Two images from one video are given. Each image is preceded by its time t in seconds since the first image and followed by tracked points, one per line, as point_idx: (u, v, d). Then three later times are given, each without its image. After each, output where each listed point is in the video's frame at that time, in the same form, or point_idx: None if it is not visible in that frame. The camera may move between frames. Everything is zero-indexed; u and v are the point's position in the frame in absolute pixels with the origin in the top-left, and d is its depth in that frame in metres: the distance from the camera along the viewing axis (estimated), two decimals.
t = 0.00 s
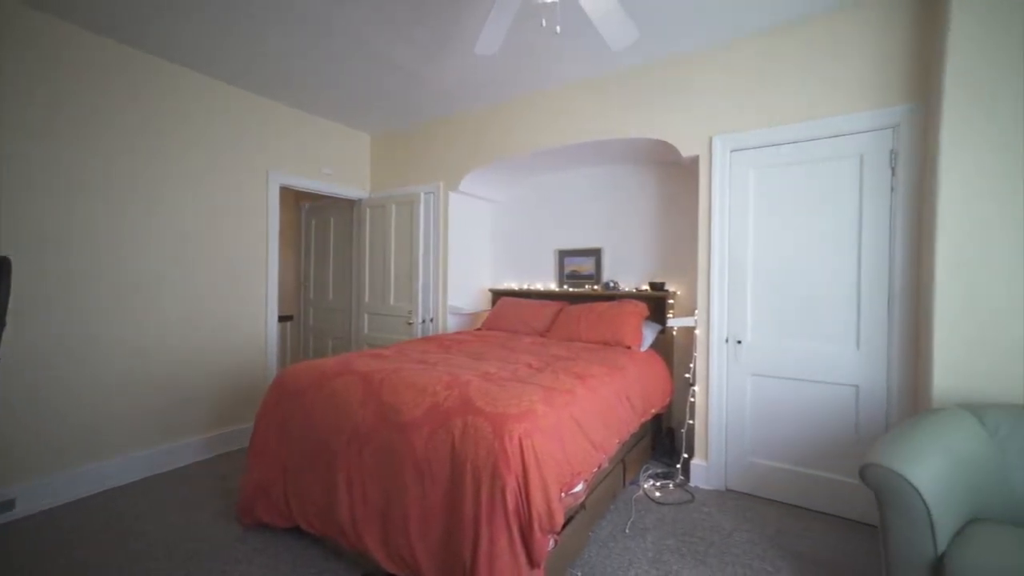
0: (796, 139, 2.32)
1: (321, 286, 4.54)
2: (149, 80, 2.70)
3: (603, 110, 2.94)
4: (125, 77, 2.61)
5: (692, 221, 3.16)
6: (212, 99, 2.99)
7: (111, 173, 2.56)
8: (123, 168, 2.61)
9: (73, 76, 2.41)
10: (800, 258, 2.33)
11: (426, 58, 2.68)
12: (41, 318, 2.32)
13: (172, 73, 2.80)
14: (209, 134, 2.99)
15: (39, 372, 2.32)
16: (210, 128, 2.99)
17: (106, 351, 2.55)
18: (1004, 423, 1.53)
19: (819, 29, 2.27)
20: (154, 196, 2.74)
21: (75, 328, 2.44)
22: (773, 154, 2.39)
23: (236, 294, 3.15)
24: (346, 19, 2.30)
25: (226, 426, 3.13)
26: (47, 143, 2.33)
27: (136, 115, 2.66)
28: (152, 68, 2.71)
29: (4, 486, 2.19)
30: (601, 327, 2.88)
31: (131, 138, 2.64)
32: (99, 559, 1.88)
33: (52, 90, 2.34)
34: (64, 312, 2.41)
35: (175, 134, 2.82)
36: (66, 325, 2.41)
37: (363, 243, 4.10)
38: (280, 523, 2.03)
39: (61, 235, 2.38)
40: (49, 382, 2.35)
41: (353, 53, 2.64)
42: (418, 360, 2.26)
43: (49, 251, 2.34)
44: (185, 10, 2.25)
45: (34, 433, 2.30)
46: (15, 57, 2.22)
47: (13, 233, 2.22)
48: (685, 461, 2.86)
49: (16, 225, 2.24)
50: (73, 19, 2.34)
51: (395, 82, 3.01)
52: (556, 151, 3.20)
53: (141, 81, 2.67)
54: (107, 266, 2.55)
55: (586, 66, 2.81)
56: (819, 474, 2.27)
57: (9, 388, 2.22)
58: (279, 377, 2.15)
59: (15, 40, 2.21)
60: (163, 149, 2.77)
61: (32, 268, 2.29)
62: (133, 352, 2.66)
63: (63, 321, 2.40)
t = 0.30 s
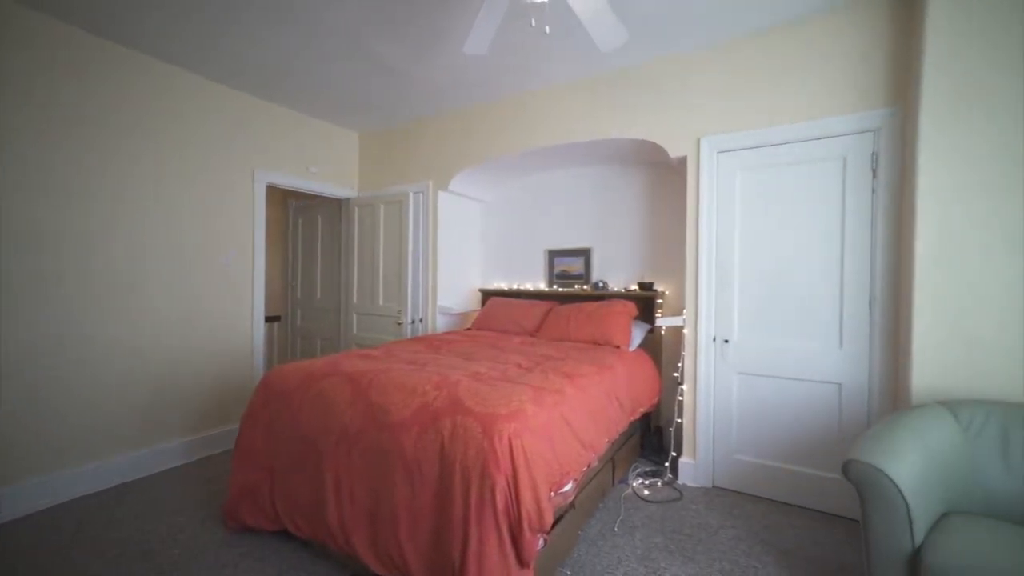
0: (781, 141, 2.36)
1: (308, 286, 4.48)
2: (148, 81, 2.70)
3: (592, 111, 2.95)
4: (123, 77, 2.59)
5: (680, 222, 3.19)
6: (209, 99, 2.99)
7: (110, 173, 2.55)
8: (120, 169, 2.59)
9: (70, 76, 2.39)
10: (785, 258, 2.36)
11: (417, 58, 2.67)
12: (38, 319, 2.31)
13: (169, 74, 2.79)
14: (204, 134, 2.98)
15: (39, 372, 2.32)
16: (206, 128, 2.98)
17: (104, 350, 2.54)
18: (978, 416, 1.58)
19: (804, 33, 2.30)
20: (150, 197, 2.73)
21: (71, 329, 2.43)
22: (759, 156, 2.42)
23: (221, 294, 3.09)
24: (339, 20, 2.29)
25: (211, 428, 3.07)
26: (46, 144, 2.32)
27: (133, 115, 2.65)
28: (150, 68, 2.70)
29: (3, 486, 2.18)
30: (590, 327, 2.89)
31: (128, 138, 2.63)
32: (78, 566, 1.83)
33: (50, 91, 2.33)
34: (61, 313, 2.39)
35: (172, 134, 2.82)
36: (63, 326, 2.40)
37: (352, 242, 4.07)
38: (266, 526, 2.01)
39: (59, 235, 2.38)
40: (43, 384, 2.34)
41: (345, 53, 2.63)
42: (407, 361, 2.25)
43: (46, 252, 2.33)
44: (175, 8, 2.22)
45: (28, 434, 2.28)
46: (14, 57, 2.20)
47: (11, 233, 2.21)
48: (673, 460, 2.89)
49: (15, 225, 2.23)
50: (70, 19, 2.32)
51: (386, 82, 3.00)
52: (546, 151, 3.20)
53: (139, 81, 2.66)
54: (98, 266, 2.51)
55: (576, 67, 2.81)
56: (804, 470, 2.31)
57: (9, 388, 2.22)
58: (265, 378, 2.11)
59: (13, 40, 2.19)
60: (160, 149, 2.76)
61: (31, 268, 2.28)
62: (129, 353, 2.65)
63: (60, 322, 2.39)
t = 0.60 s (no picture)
0: (766, 143, 2.39)
1: (294, 285, 4.42)
2: (142, 81, 2.69)
3: (581, 112, 2.96)
4: (125, 80, 2.62)
5: (668, 222, 3.22)
6: (204, 99, 2.99)
7: (107, 174, 2.56)
8: (114, 169, 2.59)
9: (66, 77, 2.39)
10: (770, 259, 2.40)
11: (405, 56, 2.65)
12: (34, 319, 2.31)
13: (163, 74, 2.79)
14: (206, 136, 3.02)
15: (45, 371, 2.36)
16: (201, 128, 2.98)
17: (105, 351, 2.57)
18: (951, 411, 1.63)
19: (788, 37, 2.34)
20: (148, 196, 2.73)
21: (68, 328, 2.43)
22: (744, 158, 2.46)
23: (206, 294, 3.03)
24: (328, 17, 2.26)
25: (195, 431, 3.01)
26: (43, 145, 2.32)
27: (129, 115, 2.65)
28: (145, 69, 2.70)
29: (3, 486, 2.19)
30: (579, 327, 2.90)
31: (123, 138, 2.62)
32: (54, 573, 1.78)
33: (55, 94, 2.36)
34: (56, 312, 2.39)
35: (168, 134, 2.82)
36: (59, 325, 2.40)
37: (339, 242, 4.02)
38: (251, 530, 1.97)
39: (66, 237, 2.42)
40: (31, 384, 2.31)
41: (334, 51, 2.60)
42: (396, 361, 2.23)
43: (44, 252, 2.34)
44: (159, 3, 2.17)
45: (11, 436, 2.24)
46: (10, 58, 2.20)
47: (10, 234, 2.22)
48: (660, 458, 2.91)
49: (13, 226, 2.23)
50: (52, 15, 2.28)
51: (374, 80, 2.97)
52: (535, 151, 3.20)
53: (136, 82, 2.67)
54: (101, 267, 2.55)
55: (566, 67, 2.82)
56: (787, 467, 2.35)
57: (22, 387, 2.28)
58: (250, 379, 2.08)
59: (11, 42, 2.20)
60: (157, 149, 2.77)
61: (35, 269, 2.31)
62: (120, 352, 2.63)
63: (56, 321, 2.39)
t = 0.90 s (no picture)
0: (748, 146, 2.43)
1: (278, 285, 4.35)
2: (140, 83, 2.71)
3: (567, 113, 2.97)
4: (132, 85, 2.68)
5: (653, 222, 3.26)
6: (202, 100, 3.02)
7: (118, 177, 2.63)
8: (114, 169, 2.61)
9: (66, 79, 2.41)
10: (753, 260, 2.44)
11: (391, 55, 2.63)
12: (36, 319, 2.32)
13: (160, 77, 2.81)
14: (208, 140, 3.07)
15: (54, 371, 2.40)
16: (200, 128, 3.01)
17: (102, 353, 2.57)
18: (925, 407, 1.67)
19: (769, 42, 2.39)
20: (148, 197, 2.76)
21: (67, 327, 2.44)
22: (727, 160, 2.50)
23: (186, 294, 2.96)
24: (314, 13, 2.23)
25: (175, 435, 2.93)
26: (45, 146, 2.34)
27: (128, 116, 2.67)
28: (143, 72, 2.73)
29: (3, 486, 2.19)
30: (566, 327, 2.91)
31: (122, 139, 2.64)
32: None
33: (66, 99, 2.41)
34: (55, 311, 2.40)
35: (167, 136, 2.85)
36: (46, 326, 2.36)
37: (324, 241, 3.97)
38: (233, 535, 1.93)
39: (73, 239, 2.45)
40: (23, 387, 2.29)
41: (319, 48, 2.56)
42: (382, 362, 2.21)
43: (49, 252, 2.36)
44: None
45: (2, 438, 2.20)
46: (11, 60, 2.22)
47: (13, 234, 2.23)
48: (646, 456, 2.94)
49: (17, 226, 2.25)
50: (39, 11, 2.26)
51: (360, 78, 2.94)
52: (522, 151, 3.19)
53: (135, 85, 2.70)
54: (106, 268, 2.58)
55: (553, 67, 2.82)
56: (770, 463, 2.40)
57: (36, 387, 2.33)
58: (232, 381, 2.04)
59: (13, 44, 2.22)
60: (156, 150, 2.80)
61: (42, 270, 2.34)
62: (111, 352, 2.61)
63: (39, 322, 2.34)
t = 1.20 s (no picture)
0: (731, 148, 2.48)
1: (260, 285, 4.27)
2: (138, 83, 2.72)
3: (553, 113, 2.98)
4: (133, 86, 2.70)
5: (638, 222, 3.29)
6: (199, 100, 3.03)
7: (119, 177, 2.64)
8: (115, 170, 2.63)
9: (68, 79, 2.43)
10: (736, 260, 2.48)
11: (376, 53, 2.60)
12: (36, 319, 2.32)
13: (158, 77, 2.82)
14: (208, 140, 3.10)
15: (54, 371, 2.40)
16: (200, 129, 3.04)
17: (87, 354, 2.52)
18: (899, 403, 1.72)
19: (751, 47, 2.43)
20: (148, 196, 2.77)
21: (66, 327, 2.44)
22: (710, 162, 2.53)
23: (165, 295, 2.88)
24: (298, 10, 2.19)
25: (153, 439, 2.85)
26: (47, 147, 2.35)
27: (127, 116, 2.68)
28: (141, 73, 2.74)
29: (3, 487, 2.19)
30: (552, 326, 2.92)
31: (123, 139, 2.66)
32: None
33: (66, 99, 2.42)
34: (55, 310, 2.40)
35: (167, 136, 2.87)
36: (40, 326, 2.34)
37: (308, 240, 3.91)
38: (213, 541, 1.89)
39: (72, 238, 2.45)
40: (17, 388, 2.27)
41: (303, 46, 2.53)
42: (367, 362, 2.18)
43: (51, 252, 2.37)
44: None
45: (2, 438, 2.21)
46: (12, 60, 2.22)
47: (14, 234, 2.23)
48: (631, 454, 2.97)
49: (17, 226, 2.25)
50: (41, 13, 2.27)
51: (344, 76, 2.90)
52: (509, 151, 3.19)
53: (134, 85, 2.71)
54: (105, 267, 2.59)
55: (540, 68, 2.83)
56: (751, 459, 2.44)
57: (33, 387, 2.33)
58: (212, 383, 1.99)
59: (13, 45, 2.22)
60: (156, 150, 2.81)
61: (41, 269, 2.34)
62: (105, 353, 2.59)
63: (33, 322, 2.32)
